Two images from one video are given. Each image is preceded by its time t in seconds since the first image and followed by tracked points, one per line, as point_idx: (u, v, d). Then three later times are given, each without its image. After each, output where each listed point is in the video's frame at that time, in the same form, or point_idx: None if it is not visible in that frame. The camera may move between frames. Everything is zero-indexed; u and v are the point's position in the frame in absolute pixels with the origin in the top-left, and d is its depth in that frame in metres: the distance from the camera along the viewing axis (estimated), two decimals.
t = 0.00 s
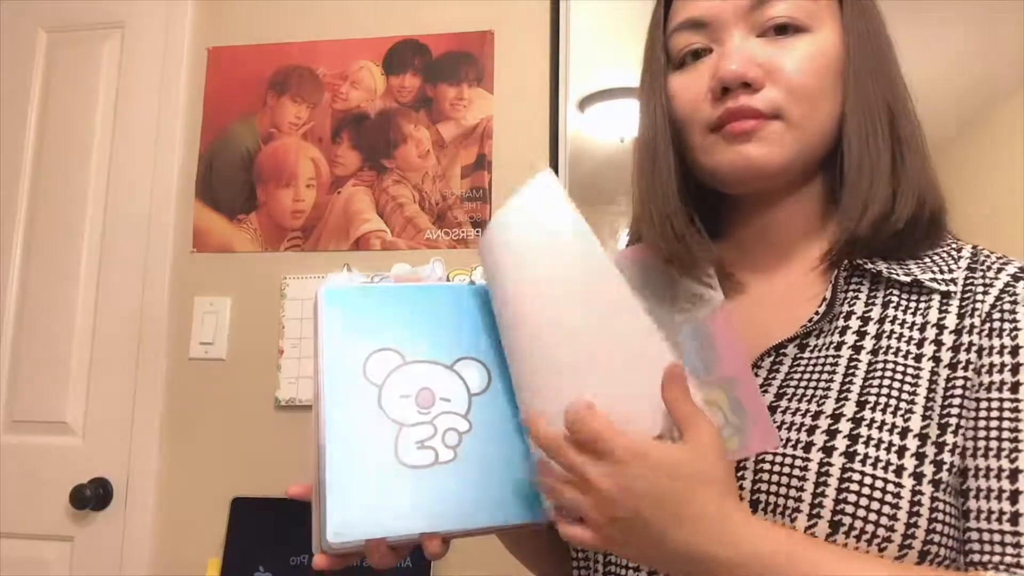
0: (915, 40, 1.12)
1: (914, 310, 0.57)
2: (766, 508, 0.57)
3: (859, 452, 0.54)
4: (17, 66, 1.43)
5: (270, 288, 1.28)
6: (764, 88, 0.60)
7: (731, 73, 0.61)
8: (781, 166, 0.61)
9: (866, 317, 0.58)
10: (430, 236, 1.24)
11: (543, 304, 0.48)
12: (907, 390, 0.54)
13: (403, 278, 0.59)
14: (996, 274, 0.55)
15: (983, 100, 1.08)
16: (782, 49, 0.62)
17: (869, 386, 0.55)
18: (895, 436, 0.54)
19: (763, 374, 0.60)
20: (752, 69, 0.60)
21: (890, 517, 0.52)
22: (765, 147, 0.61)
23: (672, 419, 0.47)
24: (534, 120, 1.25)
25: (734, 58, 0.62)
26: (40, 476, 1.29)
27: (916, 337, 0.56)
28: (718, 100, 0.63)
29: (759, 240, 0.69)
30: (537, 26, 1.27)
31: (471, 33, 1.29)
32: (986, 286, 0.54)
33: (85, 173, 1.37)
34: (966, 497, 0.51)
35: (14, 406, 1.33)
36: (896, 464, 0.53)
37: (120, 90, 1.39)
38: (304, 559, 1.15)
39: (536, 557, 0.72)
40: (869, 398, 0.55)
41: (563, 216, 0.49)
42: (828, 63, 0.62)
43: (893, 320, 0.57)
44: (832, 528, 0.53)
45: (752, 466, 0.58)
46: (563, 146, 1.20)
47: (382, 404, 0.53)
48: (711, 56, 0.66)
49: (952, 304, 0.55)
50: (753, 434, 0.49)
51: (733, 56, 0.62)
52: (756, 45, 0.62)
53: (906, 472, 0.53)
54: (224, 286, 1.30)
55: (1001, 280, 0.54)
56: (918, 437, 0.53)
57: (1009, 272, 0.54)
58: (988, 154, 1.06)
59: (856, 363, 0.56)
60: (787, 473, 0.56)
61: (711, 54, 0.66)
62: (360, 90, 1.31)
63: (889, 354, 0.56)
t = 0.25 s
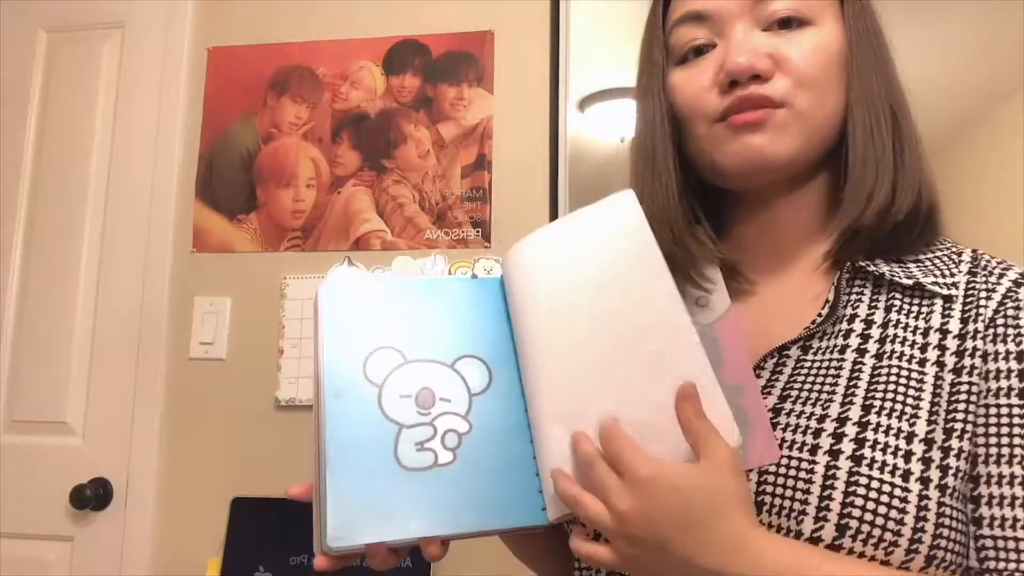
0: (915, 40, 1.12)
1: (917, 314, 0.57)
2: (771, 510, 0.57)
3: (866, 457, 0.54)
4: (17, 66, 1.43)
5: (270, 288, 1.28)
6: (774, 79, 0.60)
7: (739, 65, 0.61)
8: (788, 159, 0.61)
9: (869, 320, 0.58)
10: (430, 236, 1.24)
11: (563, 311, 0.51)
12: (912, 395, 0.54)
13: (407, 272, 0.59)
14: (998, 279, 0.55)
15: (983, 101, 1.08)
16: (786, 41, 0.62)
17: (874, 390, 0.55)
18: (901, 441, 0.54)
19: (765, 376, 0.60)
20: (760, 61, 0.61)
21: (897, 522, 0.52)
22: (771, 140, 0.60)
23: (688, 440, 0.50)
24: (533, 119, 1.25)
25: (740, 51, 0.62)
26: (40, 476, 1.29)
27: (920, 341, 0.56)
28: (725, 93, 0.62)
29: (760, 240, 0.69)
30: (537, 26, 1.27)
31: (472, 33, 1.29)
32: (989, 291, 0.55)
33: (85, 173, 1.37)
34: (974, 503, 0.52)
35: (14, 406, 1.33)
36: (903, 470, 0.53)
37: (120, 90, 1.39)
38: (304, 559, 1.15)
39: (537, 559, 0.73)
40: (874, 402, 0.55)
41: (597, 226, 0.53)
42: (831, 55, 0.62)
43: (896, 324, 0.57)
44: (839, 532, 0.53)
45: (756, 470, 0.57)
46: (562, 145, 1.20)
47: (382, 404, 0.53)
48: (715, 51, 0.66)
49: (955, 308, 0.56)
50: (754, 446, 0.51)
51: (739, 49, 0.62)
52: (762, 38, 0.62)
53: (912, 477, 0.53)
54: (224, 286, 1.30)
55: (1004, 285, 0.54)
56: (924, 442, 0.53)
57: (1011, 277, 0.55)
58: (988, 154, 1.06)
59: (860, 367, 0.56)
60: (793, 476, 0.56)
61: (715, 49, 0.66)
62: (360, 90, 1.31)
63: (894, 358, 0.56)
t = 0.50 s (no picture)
0: (915, 41, 1.12)
1: (920, 316, 0.57)
2: (776, 511, 0.56)
3: (871, 458, 0.54)
4: (16, 66, 1.42)
5: (271, 288, 1.28)
6: (779, 90, 0.61)
7: (744, 76, 0.61)
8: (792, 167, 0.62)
9: (872, 322, 0.58)
10: (430, 236, 1.24)
11: (566, 312, 0.53)
12: (916, 397, 0.55)
13: (411, 270, 0.59)
14: (1000, 282, 0.56)
15: (982, 102, 1.08)
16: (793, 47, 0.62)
17: (879, 392, 0.55)
18: (906, 443, 0.54)
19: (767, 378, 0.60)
20: (765, 72, 0.61)
21: (903, 524, 0.52)
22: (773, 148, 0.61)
23: (688, 454, 0.51)
24: (533, 120, 1.25)
25: (746, 61, 0.62)
26: (40, 477, 1.29)
27: (924, 343, 0.56)
28: (728, 103, 0.63)
29: (761, 241, 0.68)
30: (537, 26, 1.27)
31: (472, 33, 1.29)
32: (991, 295, 0.55)
33: (85, 173, 1.37)
34: (982, 507, 0.53)
35: (13, 407, 1.33)
36: (909, 471, 0.53)
37: (120, 90, 1.39)
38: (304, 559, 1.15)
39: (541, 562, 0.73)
40: (878, 404, 0.55)
41: (607, 236, 0.56)
42: (835, 59, 0.62)
43: (900, 327, 0.57)
44: (845, 533, 0.53)
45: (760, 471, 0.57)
46: (562, 144, 1.20)
47: (387, 404, 0.53)
48: (717, 58, 0.66)
49: (958, 311, 0.56)
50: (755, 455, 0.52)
51: (744, 60, 0.62)
52: (770, 48, 0.62)
53: (919, 479, 0.53)
54: (224, 286, 1.30)
55: (1005, 289, 0.55)
56: (929, 444, 0.53)
57: (1011, 281, 0.56)
58: (988, 155, 1.06)
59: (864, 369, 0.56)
60: (799, 478, 0.56)
61: (718, 56, 0.66)
62: (360, 90, 1.31)
63: (898, 361, 0.56)
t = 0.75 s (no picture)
0: (915, 41, 1.12)
1: (920, 317, 0.57)
2: (773, 507, 0.56)
3: (868, 455, 0.54)
4: (16, 66, 1.43)
5: (270, 288, 1.28)
6: (760, 100, 0.60)
7: (727, 86, 0.61)
8: (784, 178, 0.62)
9: (873, 323, 0.58)
10: (430, 236, 1.24)
11: (566, 312, 0.53)
12: (914, 395, 0.55)
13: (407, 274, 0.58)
14: (1000, 284, 0.56)
15: (983, 101, 1.08)
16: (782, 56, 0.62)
17: (878, 390, 0.56)
18: (903, 440, 0.54)
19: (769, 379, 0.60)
20: (749, 82, 0.61)
21: (898, 520, 0.52)
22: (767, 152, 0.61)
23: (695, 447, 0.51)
24: (533, 120, 1.25)
25: (731, 71, 0.62)
26: (40, 477, 1.29)
27: (923, 343, 0.56)
28: (716, 113, 0.63)
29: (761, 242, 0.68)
30: (537, 26, 1.27)
31: (472, 33, 1.29)
32: (991, 296, 0.55)
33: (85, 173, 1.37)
34: (974, 503, 0.52)
35: (13, 407, 1.33)
36: (905, 468, 0.53)
37: (120, 90, 1.39)
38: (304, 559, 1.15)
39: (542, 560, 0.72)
40: (877, 402, 0.55)
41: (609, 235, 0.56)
42: (826, 67, 0.61)
43: (900, 327, 0.57)
44: (841, 528, 0.53)
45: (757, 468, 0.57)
46: (563, 144, 1.20)
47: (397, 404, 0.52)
48: (710, 65, 0.66)
49: (959, 312, 0.56)
50: (761, 452, 0.52)
51: (732, 68, 0.62)
52: (756, 56, 0.62)
53: (914, 475, 0.53)
54: (224, 286, 1.30)
55: (1005, 290, 0.55)
56: (926, 442, 0.54)
57: (1012, 283, 0.55)
58: (988, 155, 1.06)
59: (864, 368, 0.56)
60: (796, 476, 0.56)
61: (711, 65, 0.66)
62: (360, 90, 1.31)
63: (897, 359, 0.56)
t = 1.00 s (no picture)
0: (914, 42, 1.12)
1: (912, 314, 0.57)
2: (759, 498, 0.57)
3: (851, 448, 0.54)
4: (16, 66, 1.42)
5: (270, 288, 1.28)
6: (732, 118, 0.63)
7: (701, 103, 0.63)
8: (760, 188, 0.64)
9: (866, 321, 0.58)
10: (430, 236, 1.24)
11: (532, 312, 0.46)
12: (901, 389, 0.54)
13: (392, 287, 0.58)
14: (995, 280, 0.54)
15: (983, 101, 1.08)
16: (757, 70, 0.64)
17: (866, 384, 0.55)
18: (887, 433, 0.54)
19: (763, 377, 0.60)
20: (723, 99, 0.63)
21: (879, 511, 0.52)
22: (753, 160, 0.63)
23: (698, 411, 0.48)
24: (533, 120, 1.25)
25: (706, 88, 0.64)
26: (40, 477, 1.29)
27: (913, 339, 0.56)
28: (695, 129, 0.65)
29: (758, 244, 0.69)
30: (537, 26, 1.27)
31: (472, 33, 1.29)
32: (983, 292, 0.54)
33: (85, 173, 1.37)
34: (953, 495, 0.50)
35: (13, 407, 1.33)
36: (886, 460, 0.53)
37: (120, 89, 1.39)
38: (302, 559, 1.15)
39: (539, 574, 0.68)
40: (864, 395, 0.55)
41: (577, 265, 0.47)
42: (800, 78, 0.63)
43: (892, 324, 0.57)
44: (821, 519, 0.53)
45: (745, 462, 0.58)
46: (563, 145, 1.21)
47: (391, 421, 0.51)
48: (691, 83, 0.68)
49: (953, 309, 0.55)
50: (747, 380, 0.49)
51: (706, 85, 0.64)
52: (732, 74, 0.65)
53: (896, 467, 0.53)
54: (224, 286, 1.30)
55: (998, 285, 0.54)
56: (911, 435, 0.53)
57: (1008, 278, 0.54)
58: (987, 156, 1.06)
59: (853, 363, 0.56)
60: (781, 468, 0.56)
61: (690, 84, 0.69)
62: (360, 90, 1.31)
63: (886, 355, 0.56)
